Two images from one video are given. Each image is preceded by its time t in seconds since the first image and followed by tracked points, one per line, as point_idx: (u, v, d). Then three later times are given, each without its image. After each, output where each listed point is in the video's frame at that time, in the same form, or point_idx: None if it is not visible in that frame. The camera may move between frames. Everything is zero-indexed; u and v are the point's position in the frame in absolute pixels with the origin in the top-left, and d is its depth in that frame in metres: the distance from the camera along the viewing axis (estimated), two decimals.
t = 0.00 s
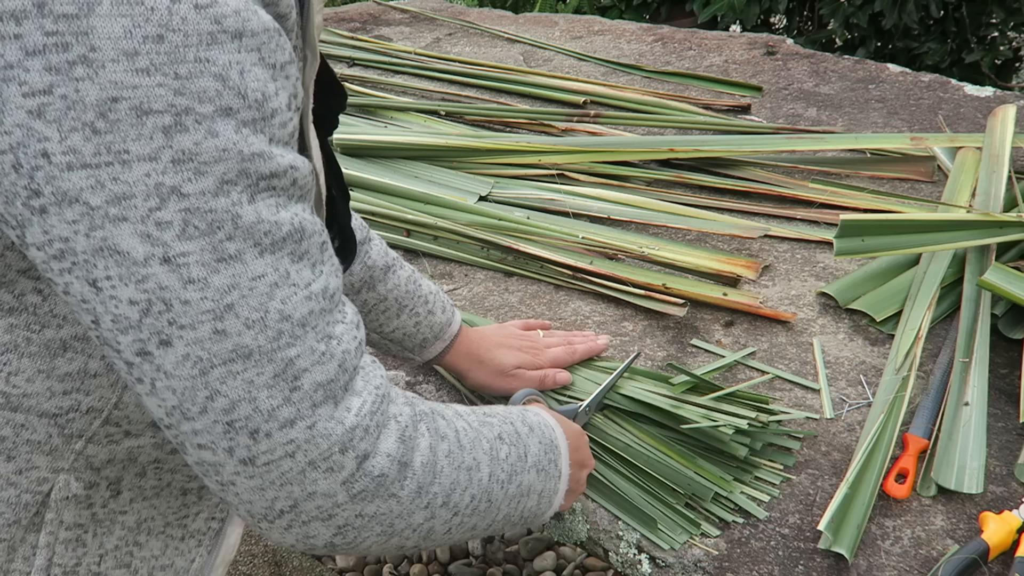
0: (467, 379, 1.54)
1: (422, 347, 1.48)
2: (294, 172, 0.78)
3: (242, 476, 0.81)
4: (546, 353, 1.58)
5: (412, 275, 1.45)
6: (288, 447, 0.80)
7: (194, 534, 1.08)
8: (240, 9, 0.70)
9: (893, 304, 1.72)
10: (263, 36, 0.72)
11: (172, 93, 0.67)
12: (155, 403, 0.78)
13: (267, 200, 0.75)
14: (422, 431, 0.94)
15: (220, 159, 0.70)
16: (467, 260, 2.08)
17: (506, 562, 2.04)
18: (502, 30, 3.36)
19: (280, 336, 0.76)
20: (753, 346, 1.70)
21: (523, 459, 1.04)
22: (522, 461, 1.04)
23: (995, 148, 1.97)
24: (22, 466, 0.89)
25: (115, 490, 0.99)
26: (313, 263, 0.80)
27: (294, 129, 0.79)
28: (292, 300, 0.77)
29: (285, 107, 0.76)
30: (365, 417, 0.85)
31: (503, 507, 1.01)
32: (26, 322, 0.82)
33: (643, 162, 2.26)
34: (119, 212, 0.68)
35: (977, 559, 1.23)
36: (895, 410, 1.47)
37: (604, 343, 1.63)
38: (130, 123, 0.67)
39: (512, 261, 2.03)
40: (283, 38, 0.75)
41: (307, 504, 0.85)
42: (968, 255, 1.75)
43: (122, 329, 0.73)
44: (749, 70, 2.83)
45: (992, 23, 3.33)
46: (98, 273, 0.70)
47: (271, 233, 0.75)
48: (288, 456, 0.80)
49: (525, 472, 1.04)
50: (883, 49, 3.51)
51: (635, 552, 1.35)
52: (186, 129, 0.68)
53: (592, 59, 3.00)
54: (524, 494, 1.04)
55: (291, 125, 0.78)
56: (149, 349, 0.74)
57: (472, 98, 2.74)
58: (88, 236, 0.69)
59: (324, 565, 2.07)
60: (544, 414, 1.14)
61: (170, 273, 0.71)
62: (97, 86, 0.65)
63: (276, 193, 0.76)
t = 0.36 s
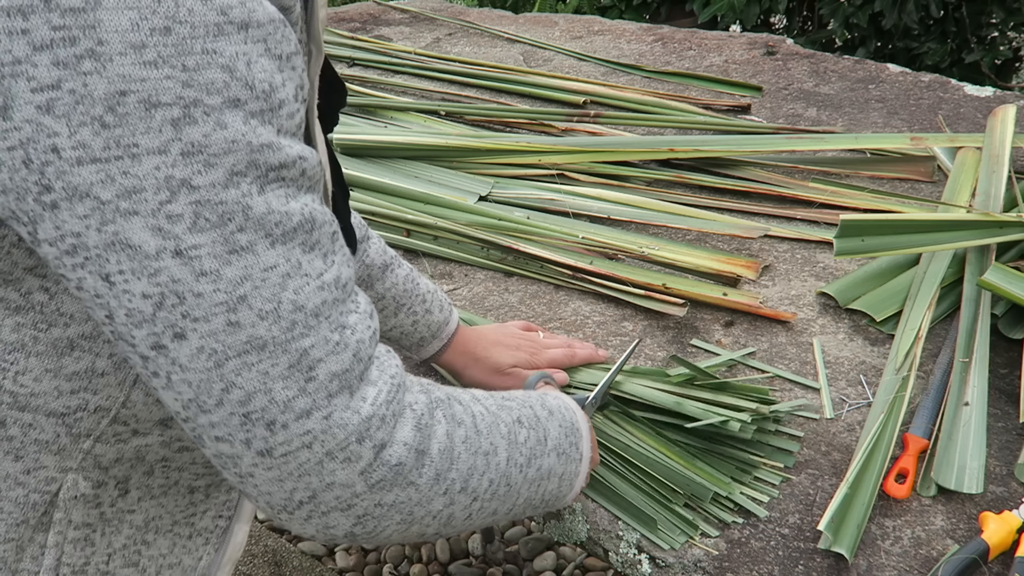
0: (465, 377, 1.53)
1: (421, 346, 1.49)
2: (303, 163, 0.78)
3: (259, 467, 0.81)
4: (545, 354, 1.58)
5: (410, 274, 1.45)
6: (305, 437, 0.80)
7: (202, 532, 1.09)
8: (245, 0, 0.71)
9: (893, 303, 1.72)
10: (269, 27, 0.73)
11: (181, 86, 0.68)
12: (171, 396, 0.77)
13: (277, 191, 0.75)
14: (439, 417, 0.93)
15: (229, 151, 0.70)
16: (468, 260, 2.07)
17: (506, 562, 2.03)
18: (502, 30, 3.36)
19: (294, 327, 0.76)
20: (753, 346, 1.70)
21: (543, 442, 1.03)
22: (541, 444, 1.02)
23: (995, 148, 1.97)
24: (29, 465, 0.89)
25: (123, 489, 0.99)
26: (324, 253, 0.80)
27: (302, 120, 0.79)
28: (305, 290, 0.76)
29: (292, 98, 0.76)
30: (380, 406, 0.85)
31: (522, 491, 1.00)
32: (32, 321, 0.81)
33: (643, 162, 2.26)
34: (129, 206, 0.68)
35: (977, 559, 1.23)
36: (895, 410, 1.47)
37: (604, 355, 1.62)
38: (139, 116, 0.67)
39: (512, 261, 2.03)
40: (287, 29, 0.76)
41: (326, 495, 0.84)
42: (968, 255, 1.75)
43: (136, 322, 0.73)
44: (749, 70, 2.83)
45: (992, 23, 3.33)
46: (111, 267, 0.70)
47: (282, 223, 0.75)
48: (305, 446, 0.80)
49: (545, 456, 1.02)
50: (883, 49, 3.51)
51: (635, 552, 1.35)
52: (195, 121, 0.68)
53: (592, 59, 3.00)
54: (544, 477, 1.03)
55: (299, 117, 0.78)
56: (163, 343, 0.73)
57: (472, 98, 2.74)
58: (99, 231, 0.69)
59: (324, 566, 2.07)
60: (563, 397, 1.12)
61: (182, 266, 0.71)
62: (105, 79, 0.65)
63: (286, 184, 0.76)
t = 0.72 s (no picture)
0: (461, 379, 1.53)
1: (418, 349, 1.49)
2: (301, 170, 0.78)
3: (252, 475, 0.81)
4: (543, 356, 1.58)
5: (408, 275, 1.44)
6: (298, 446, 0.80)
7: (198, 535, 1.09)
8: (245, 8, 0.71)
9: (893, 303, 1.72)
10: (269, 35, 0.73)
11: (180, 93, 0.68)
12: (164, 405, 0.77)
13: (274, 199, 0.75)
14: (429, 427, 0.93)
15: (227, 158, 0.70)
16: (468, 260, 2.07)
17: (506, 562, 2.03)
18: (502, 30, 3.36)
19: (289, 335, 0.76)
20: (753, 345, 1.70)
21: (528, 453, 1.03)
22: (527, 455, 1.03)
23: (995, 148, 1.97)
24: (27, 469, 0.89)
25: (119, 492, 0.99)
26: (319, 261, 0.80)
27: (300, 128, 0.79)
28: (300, 298, 0.77)
29: (291, 106, 0.76)
30: (373, 414, 0.85)
31: (508, 501, 1.01)
32: (29, 324, 0.81)
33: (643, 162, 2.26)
34: (127, 213, 0.68)
35: (977, 558, 1.23)
36: (895, 410, 1.47)
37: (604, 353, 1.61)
38: (137, 123, 0.67)
39: (512, 261, 2.03)
40: (288, 36, 0.76)
41: (316, 503, 0.85)
42: (968, 255, 1.75)
43: (130, 330, 0.73)
44: (749, 70, 2.83)
45: (992, 23, 3.34)
46: (107, 274, 0.70)
47: (279, 231, 0.75)
48: (298, 454, 0.80)
49: (530, 467, 1.03)
50: (883, 49, 3.51)
51: (635, 552, 1.35)
52: (193, 129, 0.69)
53: (592, 59, 3.00)
54: (529, 488, 1.03)
55: (297, 124, 0.78)
56: (157, 350, 0.74)
57: (472, 98, 2.74)
58: (95, 238, 0.69)
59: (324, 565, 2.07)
60: (547, 408, 1.12)
61: (179, 273, 0.71)
62: (103, 86, 0.65)
63: (283, 191, 0.76)
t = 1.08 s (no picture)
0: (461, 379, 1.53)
1: (417, 348, 1.49)
2: (305, 159, 0.78)
3: (268, 460, 0.82)
4: (542, 356, 1.56)
5: (408, 275, 1.44)
6: (312, 431, 0.80)
7: (202, 531, 1.09)
8: None
9: (894, 303, 1.72)
10: (267, 25, 0.73)
11: (181, 87, 0.68)
12: (179, 392, 0.77)
13: (279, 189, 0.75)
14: (445, 407, 0.93)
15: (231, 150, 0.70)
16: (468, 260, 2.07)
17: (506, 562, 2.03)
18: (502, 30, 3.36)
19: (300, 322, 0.76)
20: (753, 345, 1.70)
21: (550, 431, 1.03)
22: (548, 433, 1.03)
23: (995, 148, 1.97)
24: (31, 467, 0.89)
25: (124, 489, 0.99)
26: (327, 248, 0.80)
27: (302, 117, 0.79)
28: (309, 285, 0.77)
29: (292, 96, 0.76)
30: (387, 398, 0.85)
31: (530, 479, 1.01)
32: (31, 322, 0.81)
33: (643, 162, 2.26)
34: (132, 207, 0.68)
35: (977, 558, 1.23)
36: (894, 410, 1.47)
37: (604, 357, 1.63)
38: (140, 118, 0.67)
39: (512, 261, 2.03)
40: (286, 27, 0.76)
41: (334, 486, 0.85)
42: (968, 255, 1.75)
43: (142, 321, 0.73)
44: (749, 70, 2.83)
45: (992, 23, 3.33)
46: (115, 267, 0.70)
47: (285, 220, 0.75)
48: (313, 439, 0.80)
49: (552, 445, 1.03)
50: (883, 49, 3.51)
51: (635, 552, 1.35)
52: (196, 122, 0.68)
53: (592, 59, 3.00)
54: (552, 466, 1.03)
55: (298, 114, 0.78)
56: (170, 340, 0.74)
57: (472, 98, 2.74)
58: (103, 232, 0.69)
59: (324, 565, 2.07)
60: (571, 386, 1.13)
61: (187, 265, 0.71)
62: (104, 82, 0.65)
63: (287, 181, 0.76)
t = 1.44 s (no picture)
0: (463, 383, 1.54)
1: (414, 349, 1.49)
2: (297, 168, 0.78)
3: (253, 474, 0.81)
4: (539, 354, 1.57)
5: (404, 275, 1.45)
6: (299, 443, 0.80)
7: (194, 537, 1.09)
8: (236, 6, 0.71)
9: (894, 303, 1.72)
10: (260, 33, 0.73)
11: (173, 93, 0.68)
12: (163, 406, 0.77)
13: (270, 198, 0.75)
14: (431, 422, 0.94)
15: (222, 158, 0.70)
16: (468, 260, 2.07)
17: (506, 562, 2.04)
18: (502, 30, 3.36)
19: (288, 334, 0.76)
20: (753, 345, 1.70)
21: (529, 449, 1.03)
22: (528, 451, 1.03)
23: (995, 148, 1.97)
24: (20, 472, 0.89)
25: (114, 495, 0.99)
26: (317, 259, 0.80)
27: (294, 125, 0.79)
28: (298, 296, 0.77)
29: (285, 104, 0.76)
30: (375, 410, 0.85)
31: (510, 498, 1.01)
32: (21, 328, 0.81)
33: (643, 162, 2.26)
34: (122, 214, 0.68)
35: (977, 559, 1.23)
36: (894, 410, 1.47)
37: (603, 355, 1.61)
38: (130, 124, 0.67)
39: (512, 261, 2.03)
40: (280, 34, 0.76)
41: (320, 500, 0.84)
42: (968, 255, 1.75)
43: (128, 331, 0.73)
44: (749, 70, 2.83)
45: (992, 23, 3.34)
46: (103, 276, 0.70)
47: (275, 230, 0.75)
48: (300, 452, 0.80)
49: (532, 462, 1.03)
50: (883, 49, 3.51)
51: (635, 552, 1.35)
52: (187, 128, 0.69)
53: (592, 59, 3.00)
54: (530, 484, 1.03)
55: (291, 122, 0.78)
56: (156, 351, 0.74)
57: (472, 98, 2.74)
58: (91, 240, 0.69)
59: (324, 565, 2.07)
60: (546, 404, 1.12)
61: (175, 274, 0.71)
62: (95, 87, 0.65)
63: (279, 189, 0.76)
